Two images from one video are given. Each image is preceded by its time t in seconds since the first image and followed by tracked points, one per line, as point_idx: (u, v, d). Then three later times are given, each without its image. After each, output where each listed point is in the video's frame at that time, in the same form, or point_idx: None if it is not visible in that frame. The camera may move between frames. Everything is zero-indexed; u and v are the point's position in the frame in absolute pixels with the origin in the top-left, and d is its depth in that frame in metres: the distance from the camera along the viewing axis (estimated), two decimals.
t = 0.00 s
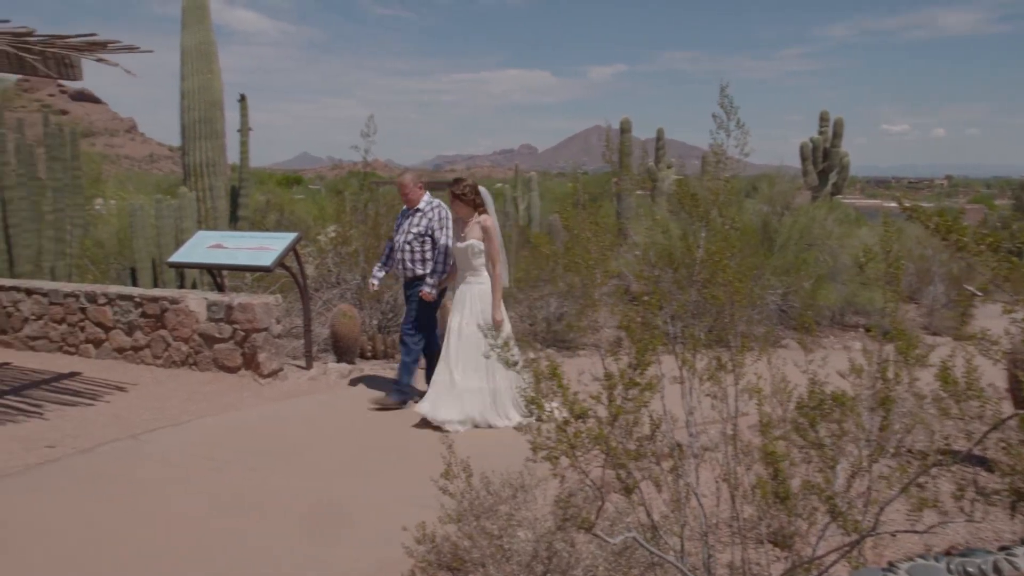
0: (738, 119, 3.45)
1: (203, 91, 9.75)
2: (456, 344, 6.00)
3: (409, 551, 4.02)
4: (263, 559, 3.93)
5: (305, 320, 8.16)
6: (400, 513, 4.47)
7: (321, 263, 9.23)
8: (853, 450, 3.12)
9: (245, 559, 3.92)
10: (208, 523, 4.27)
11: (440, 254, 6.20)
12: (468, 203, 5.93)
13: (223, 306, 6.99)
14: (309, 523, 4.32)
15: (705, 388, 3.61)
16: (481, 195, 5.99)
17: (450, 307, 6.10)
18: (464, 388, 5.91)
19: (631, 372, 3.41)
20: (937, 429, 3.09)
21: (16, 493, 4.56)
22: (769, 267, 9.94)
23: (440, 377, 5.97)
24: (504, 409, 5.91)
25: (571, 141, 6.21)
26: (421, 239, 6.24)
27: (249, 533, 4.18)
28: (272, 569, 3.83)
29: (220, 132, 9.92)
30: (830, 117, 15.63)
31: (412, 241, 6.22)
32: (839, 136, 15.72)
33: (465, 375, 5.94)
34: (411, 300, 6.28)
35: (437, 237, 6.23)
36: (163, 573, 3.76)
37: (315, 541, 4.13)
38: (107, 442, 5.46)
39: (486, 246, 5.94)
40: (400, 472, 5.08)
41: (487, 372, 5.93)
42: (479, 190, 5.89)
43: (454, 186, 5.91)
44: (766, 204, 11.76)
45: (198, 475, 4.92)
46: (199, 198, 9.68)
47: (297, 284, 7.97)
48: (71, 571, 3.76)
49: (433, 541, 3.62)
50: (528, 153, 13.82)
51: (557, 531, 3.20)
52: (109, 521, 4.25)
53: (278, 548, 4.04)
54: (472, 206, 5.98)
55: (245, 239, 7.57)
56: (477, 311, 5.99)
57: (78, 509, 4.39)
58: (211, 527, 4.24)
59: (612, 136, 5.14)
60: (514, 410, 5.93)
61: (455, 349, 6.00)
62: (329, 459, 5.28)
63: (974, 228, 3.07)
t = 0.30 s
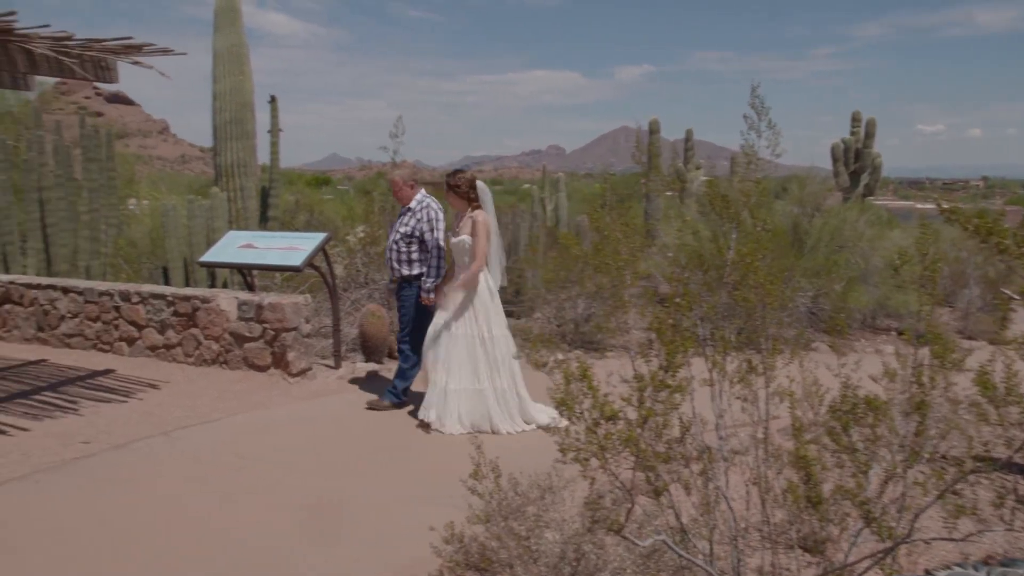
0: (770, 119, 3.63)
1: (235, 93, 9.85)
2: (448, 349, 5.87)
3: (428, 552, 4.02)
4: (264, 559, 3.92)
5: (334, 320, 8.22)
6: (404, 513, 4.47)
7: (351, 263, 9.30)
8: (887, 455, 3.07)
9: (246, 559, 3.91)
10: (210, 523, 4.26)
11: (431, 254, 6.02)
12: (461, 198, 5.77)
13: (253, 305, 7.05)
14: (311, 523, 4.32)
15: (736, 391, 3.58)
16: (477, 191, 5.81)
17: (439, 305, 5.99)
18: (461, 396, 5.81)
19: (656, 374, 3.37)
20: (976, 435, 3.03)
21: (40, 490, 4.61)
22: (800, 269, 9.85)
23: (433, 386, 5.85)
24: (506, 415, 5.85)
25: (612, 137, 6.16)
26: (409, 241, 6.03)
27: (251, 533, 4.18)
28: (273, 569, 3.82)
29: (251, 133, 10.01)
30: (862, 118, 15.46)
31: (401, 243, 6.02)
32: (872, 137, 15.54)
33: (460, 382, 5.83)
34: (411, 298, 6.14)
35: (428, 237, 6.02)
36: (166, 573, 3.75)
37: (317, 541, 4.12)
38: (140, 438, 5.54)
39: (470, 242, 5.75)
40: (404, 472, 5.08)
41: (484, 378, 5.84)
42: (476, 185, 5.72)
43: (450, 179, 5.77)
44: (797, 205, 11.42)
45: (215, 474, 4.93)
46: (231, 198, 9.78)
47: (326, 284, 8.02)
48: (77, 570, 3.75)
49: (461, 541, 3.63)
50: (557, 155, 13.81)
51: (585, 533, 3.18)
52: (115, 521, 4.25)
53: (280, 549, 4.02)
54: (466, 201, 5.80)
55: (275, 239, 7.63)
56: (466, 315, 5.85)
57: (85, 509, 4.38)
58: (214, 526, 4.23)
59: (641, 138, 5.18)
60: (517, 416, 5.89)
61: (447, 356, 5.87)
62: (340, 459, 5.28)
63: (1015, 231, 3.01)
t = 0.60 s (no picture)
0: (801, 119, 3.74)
1: (265, 94, 9.95)
2: (439, 351, 5.80)
3: (446, 552, 4.01)
4: (260, 560, 3.90)
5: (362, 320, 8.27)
6: (405, 514, 4.46)
7: (378, 263, 9.37)
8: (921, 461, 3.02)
9: (244, 560, 3.89)
10: (209, 523, 4.25)
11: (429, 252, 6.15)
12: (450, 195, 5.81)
13: (282, 305, 7.11)
14: (310, 523, 4.31)
15: (766, 395, 3.54)
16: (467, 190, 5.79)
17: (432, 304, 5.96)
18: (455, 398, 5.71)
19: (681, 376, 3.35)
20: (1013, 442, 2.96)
21: (65, 486, 4.65)
22: (830, 271, 9.75)
23: (425, 389, 5.77)
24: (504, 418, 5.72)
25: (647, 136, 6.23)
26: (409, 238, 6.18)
27: (248, 533, 4.16)
28: (272, 569, 3.81)
29: (281, 134, 10.10)
30: (895, 118, 15.28)
31: (401, 240, 6.17)
32: (904, 137, 15.35)
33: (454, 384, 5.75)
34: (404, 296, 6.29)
35: (427, 236, 6.17)
36: (163, 573, 3.73)
37: (315, 542, 4.11)
38: (170, 435, 5.61)
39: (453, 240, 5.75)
40: (403, 473, 5.06)
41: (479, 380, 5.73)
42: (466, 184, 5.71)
43: (444, 176, 5.84)
44: (826, 207, 11.46)
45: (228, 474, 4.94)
46: (260, 199, 9.87)
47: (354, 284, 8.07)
48: (79, 570, 3.74)
49: (488, 541, 3.62)
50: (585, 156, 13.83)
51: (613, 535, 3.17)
52: (115, 521, 4.23)
53: (276, 551, 3.99)
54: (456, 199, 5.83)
55: (304, 239, 7.69)
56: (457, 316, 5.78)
57: (90, 508, 4.38)
58: (213, 526, 4.22)
59: (669, 141, 5.20)
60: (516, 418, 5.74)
61: (439, 358, 5.80)
62: (349, 459, 5.28)
63: None
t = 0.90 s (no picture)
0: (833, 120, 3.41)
1: (293, 96, 10.03)
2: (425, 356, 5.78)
3: (463, 553, 4.01)
4: (258, 559, 3.89)
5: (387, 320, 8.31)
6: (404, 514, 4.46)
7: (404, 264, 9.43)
8: (954, 467, 2.98)
9: (244, 559, 3.88)
10: (210, 523, 4.24)
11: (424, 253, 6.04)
12: (438, 195, 5.76)
13: (308, 305, 7.16)
14: (307, 523, 4.30)
15: (795, 399, 3.51)
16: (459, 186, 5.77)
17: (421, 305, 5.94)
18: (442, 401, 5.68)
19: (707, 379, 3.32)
20: None
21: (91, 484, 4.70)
22: (858, 273, 9.65)
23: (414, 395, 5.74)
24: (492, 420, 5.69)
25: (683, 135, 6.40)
26: (408, 239, 6.10)
27: (247, 533, 4.16)
28: (272, 569, 3.81)
29: (308, 136, 10.18)
30: (925, 118, 15.10)
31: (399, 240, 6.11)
32: (935, 138, 15.16)
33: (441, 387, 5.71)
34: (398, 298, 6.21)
35: (425, 237, 6.08)
36: (162, 573, 3.72)
37: (313, 541, 4.10)
38: (198, 434, 5.66)
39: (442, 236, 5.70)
40: (400, 474, 5.06)
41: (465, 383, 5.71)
42: (454, 182, 5.66)
43: (434, 176, 5.78)
44: (854, 209, 11.33)
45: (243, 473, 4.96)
46: (287, 200, 9.95)
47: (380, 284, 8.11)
48: (80, 570, 3.73)
49: (512, 543, 3.63)
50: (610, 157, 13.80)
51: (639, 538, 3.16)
52: (118, 521, 4.23)
53: (272, 553, 3.97)
54: (446, 200, 5.77)
55: (330, 240, 7.74)
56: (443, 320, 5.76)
57: (97, 507, 4.38)
58: (212, 526, 4.21)
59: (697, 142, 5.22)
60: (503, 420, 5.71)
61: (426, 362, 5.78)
62: (354, 459, 5.28)
63: None
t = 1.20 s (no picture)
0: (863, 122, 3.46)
1: (320, 98, 10.10)
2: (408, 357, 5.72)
3: (474, 555, 4.01)
4: (256, 560, 3.88)
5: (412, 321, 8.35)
6: (403, 513, 4.47)
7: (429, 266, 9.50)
8: (987, 474, 2.94)
9: (244, 560, 3.88)
10: (212, 523, 4.24)
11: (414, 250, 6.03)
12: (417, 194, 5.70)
13: (334, 306, 7.20)
14: (306, 523, 4.30)
15: (824, 403, 3.48)
16: (437, 186, 5.70)
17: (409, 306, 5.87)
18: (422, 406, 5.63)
19: (735, 382, 3.30)
20: None
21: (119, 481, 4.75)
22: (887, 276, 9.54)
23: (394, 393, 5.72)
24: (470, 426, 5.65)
25: (710, 137, 6.60)
26: (397, 235, 6.11)
27: (247, 533, 4.15)
28: (271, 569, 3.80)
29: (334, 138, 10.25)
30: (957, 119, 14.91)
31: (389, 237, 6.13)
32: (966, 139, 14.96)
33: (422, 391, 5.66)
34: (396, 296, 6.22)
35: (413, 232, 6.08)
36: (162, 573, 3.72)
37: (311, 541, 4.10)
38: (225, 433, 5.71)
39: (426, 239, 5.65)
40: (399, 475, 5.06)
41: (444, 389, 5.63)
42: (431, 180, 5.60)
43: (412, 174, 5.70)
44: (883, 211, 11.21)
45: (264, 473, 4.99)
46: (314, 201, 10.01)
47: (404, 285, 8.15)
48: (83, 570, 3.73)
49: (537, 545, 3.63)
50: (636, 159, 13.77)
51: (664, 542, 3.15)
52: (121, 521, 4.23)
53: (271, 553, 3.96)
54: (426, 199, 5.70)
55: (356, 241, 7.78)
56: (426, 324, 5.66)
57: (104, 508, 4.39)
58: (212, 527, 4.21)
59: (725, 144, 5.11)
60: (482, 429, 5.64)
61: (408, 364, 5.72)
62: (359, 459, 5.28)
63: None
